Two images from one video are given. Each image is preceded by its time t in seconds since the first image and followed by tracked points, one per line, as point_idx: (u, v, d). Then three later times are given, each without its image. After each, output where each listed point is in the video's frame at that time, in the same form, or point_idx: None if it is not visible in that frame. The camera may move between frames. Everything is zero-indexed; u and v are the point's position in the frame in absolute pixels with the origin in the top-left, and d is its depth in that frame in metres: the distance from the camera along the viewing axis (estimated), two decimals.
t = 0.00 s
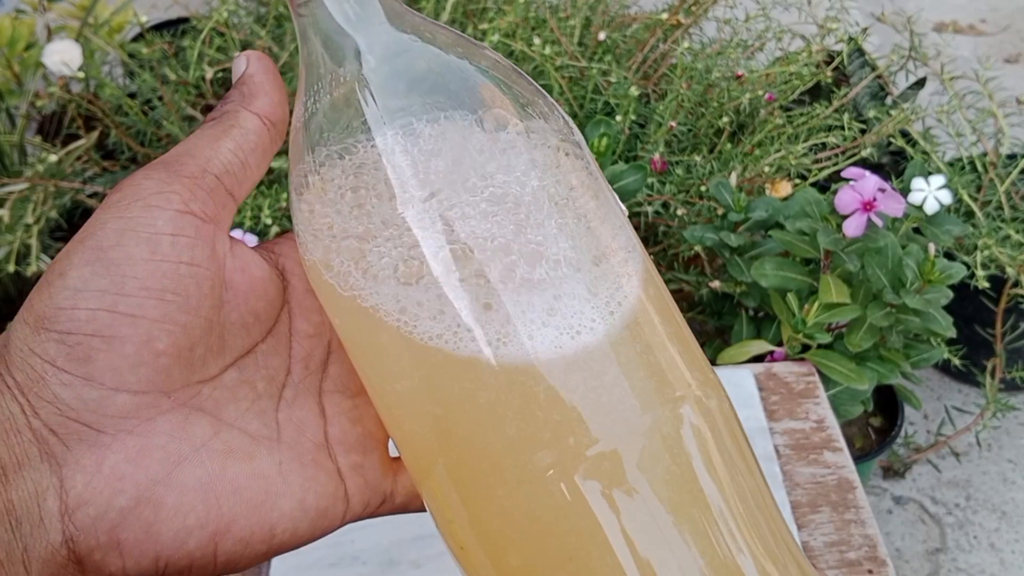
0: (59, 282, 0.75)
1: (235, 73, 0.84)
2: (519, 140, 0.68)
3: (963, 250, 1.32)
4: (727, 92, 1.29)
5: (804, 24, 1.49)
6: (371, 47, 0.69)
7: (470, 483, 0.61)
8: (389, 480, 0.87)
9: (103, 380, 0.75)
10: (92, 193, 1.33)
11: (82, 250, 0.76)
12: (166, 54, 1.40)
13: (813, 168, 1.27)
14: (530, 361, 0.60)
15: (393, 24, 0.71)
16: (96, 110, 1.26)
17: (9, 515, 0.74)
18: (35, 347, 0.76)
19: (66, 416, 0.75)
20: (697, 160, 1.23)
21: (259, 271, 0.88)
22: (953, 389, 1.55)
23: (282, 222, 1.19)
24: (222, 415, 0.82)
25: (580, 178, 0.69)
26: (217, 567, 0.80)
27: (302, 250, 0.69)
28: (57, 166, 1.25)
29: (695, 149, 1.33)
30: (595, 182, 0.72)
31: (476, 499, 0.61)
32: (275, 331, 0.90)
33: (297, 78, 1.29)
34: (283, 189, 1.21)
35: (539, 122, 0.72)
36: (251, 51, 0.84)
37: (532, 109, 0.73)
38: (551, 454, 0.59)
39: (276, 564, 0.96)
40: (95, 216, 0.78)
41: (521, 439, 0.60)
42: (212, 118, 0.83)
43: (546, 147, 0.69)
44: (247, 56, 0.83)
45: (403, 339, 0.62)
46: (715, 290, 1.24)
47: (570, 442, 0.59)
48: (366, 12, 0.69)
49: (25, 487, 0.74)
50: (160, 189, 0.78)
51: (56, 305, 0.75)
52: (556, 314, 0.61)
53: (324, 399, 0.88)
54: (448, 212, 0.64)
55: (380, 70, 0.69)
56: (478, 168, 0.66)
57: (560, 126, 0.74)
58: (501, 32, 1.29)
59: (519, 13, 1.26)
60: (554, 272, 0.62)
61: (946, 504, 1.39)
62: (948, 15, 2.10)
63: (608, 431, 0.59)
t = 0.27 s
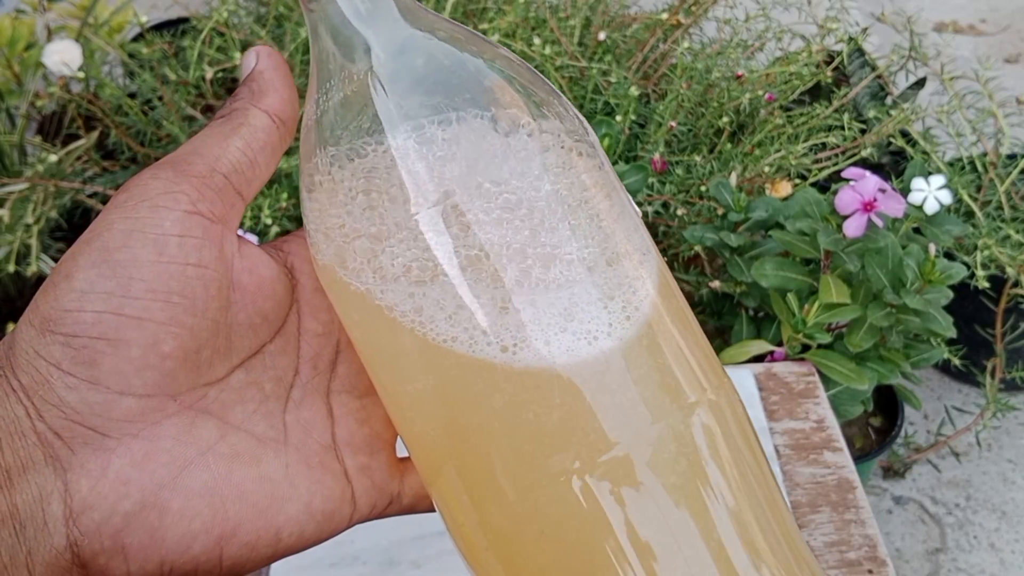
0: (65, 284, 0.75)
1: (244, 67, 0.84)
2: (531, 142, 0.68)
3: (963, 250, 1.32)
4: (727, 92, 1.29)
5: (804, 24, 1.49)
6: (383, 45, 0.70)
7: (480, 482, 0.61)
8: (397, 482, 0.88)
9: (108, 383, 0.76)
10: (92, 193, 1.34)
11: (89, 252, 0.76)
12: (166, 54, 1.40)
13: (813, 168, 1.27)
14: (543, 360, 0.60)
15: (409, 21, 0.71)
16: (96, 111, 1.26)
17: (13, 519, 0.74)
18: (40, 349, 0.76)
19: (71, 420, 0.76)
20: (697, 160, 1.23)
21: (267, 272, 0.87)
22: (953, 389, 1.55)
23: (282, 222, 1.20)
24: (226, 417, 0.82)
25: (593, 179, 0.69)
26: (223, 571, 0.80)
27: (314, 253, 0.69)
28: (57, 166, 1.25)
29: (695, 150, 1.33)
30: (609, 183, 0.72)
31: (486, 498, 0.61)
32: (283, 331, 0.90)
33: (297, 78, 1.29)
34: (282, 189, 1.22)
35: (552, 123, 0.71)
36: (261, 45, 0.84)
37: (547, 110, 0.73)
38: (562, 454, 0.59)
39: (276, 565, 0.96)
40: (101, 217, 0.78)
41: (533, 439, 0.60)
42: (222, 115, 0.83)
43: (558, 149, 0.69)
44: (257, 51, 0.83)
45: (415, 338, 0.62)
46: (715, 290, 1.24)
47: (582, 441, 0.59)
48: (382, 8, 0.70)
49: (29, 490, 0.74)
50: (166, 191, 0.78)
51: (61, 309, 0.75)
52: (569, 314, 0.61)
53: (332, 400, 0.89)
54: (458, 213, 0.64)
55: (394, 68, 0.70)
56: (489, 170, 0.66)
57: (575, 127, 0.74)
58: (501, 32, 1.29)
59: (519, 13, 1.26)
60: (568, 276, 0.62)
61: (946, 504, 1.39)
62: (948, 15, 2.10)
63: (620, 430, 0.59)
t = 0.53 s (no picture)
0: (65, 286, 0.75)
1: (248, 57, 0.83)
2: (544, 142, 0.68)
3: (963, 250, 1.32)
4: (727, 92, 1.29)
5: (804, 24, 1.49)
6: (403, 40, 0.69)
7: (491, 481, 0.61)
8: (398, 484, 0.87)
9: (108, 386, 0.76)
10: (92, 193, 1.33)
11: (89, 254, 0.76)
12: (166, 54, 1.40)
13: (813, 168, 1.27)
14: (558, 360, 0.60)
15: (431, 18, 0.70)
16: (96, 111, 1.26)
17: (12, 520, 0.74)
18: (40, 351, 0.76)
19: (70, 422, 0.76)
20: (697, 160, 1.23)
21: (271, 270, 0.86)
22: (953, 389, 1.55)
23: (282, 221, 1.19)
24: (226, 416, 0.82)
25: (607, 177, 0.69)
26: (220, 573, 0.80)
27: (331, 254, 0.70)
28: (57, 166, 1.25)
29: (695, 150, 1.33)
30: (623, 180, 0.71)
31: (495, 498, 0.61)
32: (290, 330, 0.88)
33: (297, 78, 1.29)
34: (283, 189, 1.22)
35: (566, 121, 0.71)
36: (264, 35, 0.82)
37: (561, 109, 0.72)
38: (574, 456, 0.59)
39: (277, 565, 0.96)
40: (102, 216, 0.77)
41: (545, 440, 0.60)
42: (227, 108, 0.82)
43: (572, 147, 0.69)
44: (260, 41, 0.82)
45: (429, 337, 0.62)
46: (715, 290, 1.24)
47: (595, 443, 0.59)
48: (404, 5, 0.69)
49: (28, 492, 0.75)
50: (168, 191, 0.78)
51: (60, 311, 0.75)
52: (584, 315, 0.60)
53: (337, 401, 0.87)
54: (475, 215, 0.64)
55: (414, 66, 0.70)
56: (505, 171, 0.65)
57: (588, 124, 0.74)
58: (502, 32, 1.29)
59: (519, 12, 1.26)
60: (580, 272, 0.61)
61: (946, 504, 1.39)
62: (948, 15, 2.10)
63: (633, 433, 0.60)
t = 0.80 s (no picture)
0: (59, 275, 0.75)
1: (242, 49, 0.83)
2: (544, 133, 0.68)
3: (963, 250, 1.32)
4: (727, 92, 1.29)
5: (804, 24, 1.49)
6: (400, 32, 0.69)
7: (492, 475, 0.61)
8: (397, 475, 0.87)
9: (103, 375, 0.76)
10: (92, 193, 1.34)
11: (83, 243, 0.76)
12: (166, 54, 1.40)
13: (813, 168, 1.27)
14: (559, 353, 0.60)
15: (429, 10, 0.70)
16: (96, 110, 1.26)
17: (7, 509, 0.74)
18: (34, 341, 0.76)
19: (66, 411, 0.76)
20: (697, 160, 1.23)
21: (267, 261, 0.86)
22: (953, 389, 1.55)
23: (282, 221, 1.19)
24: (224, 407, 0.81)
25: (606, 169, 0.69)
26: (219, 562, 0.80)
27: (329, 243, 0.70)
28: (57, 166, 1.25)
29: (695, 150, 1.33)
30: (622, 172, 0.71)
31: (497, 491, 0.61)
32: (287, 321, 0.89)
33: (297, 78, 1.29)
34: (283, 189, 1.22)
35: (565, 113, 0.71)
36: (257, 28, 0.83)
37: (560, 100, 0.72)
38: (575, 448, 0.60)
39: (277, 564, 0.96)
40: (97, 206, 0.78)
41: (547, 432, 0.60)
42: (220, 100, 0.82)
43: (572, 138, 0.69)
44: (253, 34, 0.83)
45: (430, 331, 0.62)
46: (715, 290, 1.24)
47: (596, 435, 0.60)
48: None
49: (23, 482, 0.75)
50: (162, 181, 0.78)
51: (54, 300, 0.75)
52: (585, 306, 0.60)
53: (335, 390, 0.88)
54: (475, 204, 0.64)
55: (411, 58, 0.69)
56: (505, 161, 0.65)
57: (586, 114, 0.74)
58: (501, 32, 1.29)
59: (519, 12, 1.26)
60: (582, 263, 0.61)
61: (946, 504, 1.39)
62: (948, 15, 2.09)
63: (634, 425, 0.60)
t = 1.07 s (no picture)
0: (42, 266, 0.76)
1: (225, 35, 0.84)
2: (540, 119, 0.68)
3: (963, 250, 1.32)
4: (727, 92, 1.29)
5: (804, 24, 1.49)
6: (393, 18, 0.70)
7: (490, 463, 0.61)
8: (391, 465, 0.86)
9: (87, 365, 0.76)
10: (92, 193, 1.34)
11: (65, 235, 0.77)
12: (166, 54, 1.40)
13: (813, 168, 1.27)
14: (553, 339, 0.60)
15: None
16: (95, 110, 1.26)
17: None
18: (17, 332, 0.77)
19: (49, 401, 0.76)
20: (697, 160, 1.22)
21: (255, 247, 0.87)
22: (953, 389, 1.55)
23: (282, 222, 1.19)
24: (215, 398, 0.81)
25: (603, 156, 0.69)
26: (209, 554, 0.80)
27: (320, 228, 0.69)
28: (57, 166, 1.25)
29: (695, 150, 1.33)
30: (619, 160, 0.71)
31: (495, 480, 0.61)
32: (279, 309, 0.89)
33: (296, 78, 1.28)
34: (283, 189, 1.22)
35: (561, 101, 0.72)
36: (240, 13, 0.84)
37: (555, 88, 0.73)
38: (572, 434, 0.59)
39: (276, 565, 0.95)
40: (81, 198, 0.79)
41: (544, 419, 0.59)
42: (205, 86, 0.83)
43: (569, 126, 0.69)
44: (236, 19, 0.83)
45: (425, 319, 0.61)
46: (715, 290, 1.24)
47: (593, 421, 0.59)
48: None
49: (10, 472, 0.75)
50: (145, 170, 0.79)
51: (36, 290, 0.76)
52: (580, 290, 0.60)
53: (330, 378, 0.87)
54: (467, 188, 0.64)
55: (404, 44, 0.70)
56: (499, 145, 0.66)
57: (582, 103, 0.74)
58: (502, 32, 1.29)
59: (519, 12, 1.26)
60: (577, 244, 0.62)
61: (946, 504, 1.39)
62: (948, 15, 2.10)
63: (631, 411, 0.59)
